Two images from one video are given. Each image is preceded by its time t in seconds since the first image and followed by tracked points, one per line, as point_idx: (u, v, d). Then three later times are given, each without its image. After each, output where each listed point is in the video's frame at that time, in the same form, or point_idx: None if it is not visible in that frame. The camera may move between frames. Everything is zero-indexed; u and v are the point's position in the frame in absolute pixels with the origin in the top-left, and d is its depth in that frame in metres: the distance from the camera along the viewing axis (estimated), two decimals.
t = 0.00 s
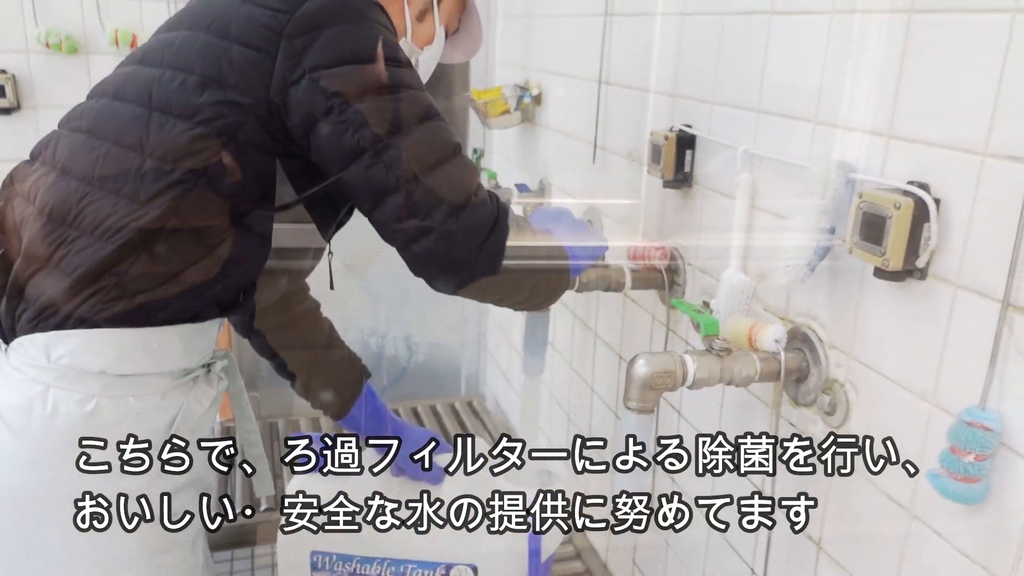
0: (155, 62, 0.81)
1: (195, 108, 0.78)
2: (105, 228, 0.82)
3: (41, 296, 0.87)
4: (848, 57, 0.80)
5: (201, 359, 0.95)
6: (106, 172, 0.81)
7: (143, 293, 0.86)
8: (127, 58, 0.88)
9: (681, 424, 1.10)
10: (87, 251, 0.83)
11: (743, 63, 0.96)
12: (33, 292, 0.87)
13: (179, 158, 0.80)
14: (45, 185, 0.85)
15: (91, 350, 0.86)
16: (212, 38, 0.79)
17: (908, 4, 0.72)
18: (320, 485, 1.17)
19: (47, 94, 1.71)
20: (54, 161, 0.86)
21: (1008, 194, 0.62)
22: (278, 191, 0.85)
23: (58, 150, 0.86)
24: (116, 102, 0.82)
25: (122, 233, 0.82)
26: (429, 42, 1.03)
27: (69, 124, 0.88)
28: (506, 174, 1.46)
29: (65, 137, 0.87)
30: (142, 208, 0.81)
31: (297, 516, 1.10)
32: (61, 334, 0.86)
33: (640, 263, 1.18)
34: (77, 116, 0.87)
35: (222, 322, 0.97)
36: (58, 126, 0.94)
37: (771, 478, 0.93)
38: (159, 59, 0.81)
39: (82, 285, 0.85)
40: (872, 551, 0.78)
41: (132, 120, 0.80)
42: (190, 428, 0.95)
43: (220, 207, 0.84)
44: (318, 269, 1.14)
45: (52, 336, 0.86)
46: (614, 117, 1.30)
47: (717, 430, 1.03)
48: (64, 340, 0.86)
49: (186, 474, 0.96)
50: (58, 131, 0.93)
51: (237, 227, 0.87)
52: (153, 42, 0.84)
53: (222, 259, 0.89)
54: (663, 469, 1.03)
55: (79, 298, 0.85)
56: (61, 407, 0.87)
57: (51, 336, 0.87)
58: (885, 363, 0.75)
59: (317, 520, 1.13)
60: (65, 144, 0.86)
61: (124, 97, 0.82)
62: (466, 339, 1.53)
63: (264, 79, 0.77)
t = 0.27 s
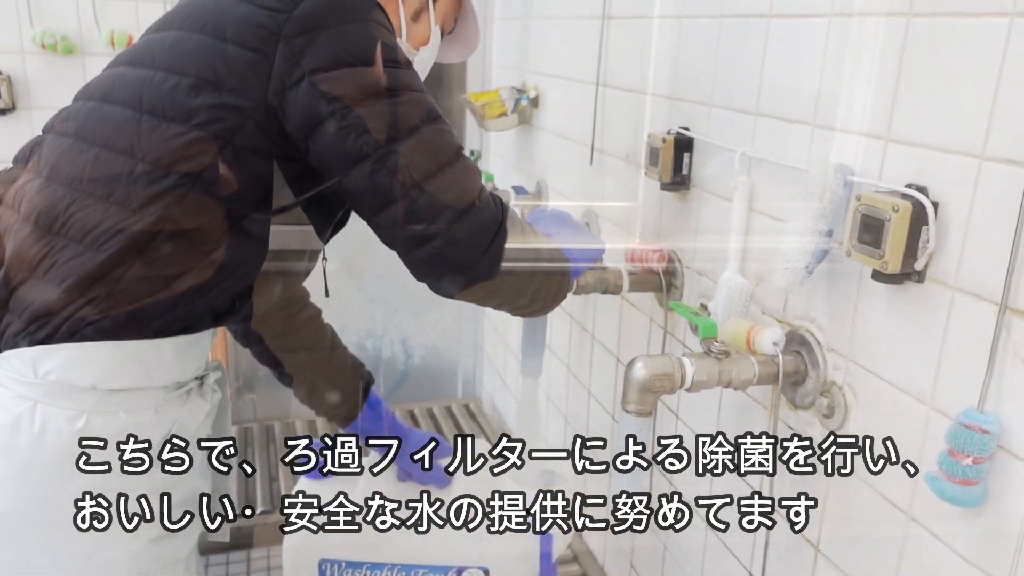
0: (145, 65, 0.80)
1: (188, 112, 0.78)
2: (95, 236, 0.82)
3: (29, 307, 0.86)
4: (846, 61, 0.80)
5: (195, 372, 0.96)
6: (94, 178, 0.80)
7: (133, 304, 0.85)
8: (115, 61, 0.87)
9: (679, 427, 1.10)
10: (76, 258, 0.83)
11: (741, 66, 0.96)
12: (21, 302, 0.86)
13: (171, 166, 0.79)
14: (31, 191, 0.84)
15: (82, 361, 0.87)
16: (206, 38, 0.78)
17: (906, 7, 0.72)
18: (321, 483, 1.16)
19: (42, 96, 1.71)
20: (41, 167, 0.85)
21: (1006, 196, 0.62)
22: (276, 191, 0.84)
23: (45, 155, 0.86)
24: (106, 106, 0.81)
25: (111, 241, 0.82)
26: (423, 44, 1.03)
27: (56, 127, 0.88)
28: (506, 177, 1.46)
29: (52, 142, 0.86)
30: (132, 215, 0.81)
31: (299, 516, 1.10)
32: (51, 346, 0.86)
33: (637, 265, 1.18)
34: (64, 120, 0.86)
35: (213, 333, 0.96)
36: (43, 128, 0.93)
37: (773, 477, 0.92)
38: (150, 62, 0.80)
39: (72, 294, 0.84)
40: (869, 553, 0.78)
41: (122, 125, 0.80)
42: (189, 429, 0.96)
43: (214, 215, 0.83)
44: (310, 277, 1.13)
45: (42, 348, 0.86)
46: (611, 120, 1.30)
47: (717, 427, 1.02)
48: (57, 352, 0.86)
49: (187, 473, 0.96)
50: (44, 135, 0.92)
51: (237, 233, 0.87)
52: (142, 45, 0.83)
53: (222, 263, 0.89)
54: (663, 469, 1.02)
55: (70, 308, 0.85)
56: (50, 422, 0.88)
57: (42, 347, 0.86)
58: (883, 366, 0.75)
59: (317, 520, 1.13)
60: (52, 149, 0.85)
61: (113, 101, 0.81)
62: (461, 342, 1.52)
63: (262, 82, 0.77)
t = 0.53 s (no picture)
0: (132, 59, 0.80)
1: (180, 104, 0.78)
2: (88, 232, 0.82)
3: (22, 305, 0.86)
4: (847, 60, 0.80)
5: (195, 368, 0.96)
6: (87, 173, 0.81)
7: (127, 300, 0.85)
8: (103, 58, 0.87)
9: (680, 425, 1.10)
10: (70, 254, 0.83)
11: (741, 65, 0.96)
12: (13, 302, 0.86)
13: (167, 160, 0.80)
14: (23, 189, 0.85)
15: (84, 357, 0.86)
16: (193, 30, 0.77)
17: (908, 5, 0.72)
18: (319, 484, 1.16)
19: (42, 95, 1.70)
20: (32, 165, 0.85)
21: (1010, 195, 0.62)
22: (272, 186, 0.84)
23: (36, 153, 0.86)
24: (94, 100, 0.81)
25: (106, 235, 0.82)
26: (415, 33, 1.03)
27: (46, 126, 0.88)
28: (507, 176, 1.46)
29: (43, 141, 0.86)
30: (125, 209, 0.81)
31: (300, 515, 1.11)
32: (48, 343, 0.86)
33: (638, 265, 1.18)
34: (54, 119, 0.87)
35: (213, 327, 0.96)
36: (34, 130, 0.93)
37: (772, 477, 0.92)
38: (136, 56, 0.80)
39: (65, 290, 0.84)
40: (871, 553, 0.78)
41: (110, 120, 0.80)
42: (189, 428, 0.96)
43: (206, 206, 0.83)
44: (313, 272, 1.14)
45: (38, 348, 0.86)
46: (612, 119, 1.30)
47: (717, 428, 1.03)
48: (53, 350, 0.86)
49: (187, 473, 0.96)
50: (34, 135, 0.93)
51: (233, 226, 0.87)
52: (128, 41, 0.83)
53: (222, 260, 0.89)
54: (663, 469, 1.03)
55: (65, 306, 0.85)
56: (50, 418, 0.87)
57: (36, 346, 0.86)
58: (885, 365, 0.75)
59: (317, 520, 1.14)
60: (43, 147, 0.85)
61: (101, 96, 0.81)
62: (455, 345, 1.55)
63: (251, 72, 0.76)
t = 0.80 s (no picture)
0: (115, 53, 0.81)
1: (161, 94, 0.77)
2: (80, 227, 0.82)
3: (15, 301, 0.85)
4: (849, 60, 0.80)
5: (196, 362, 0.94)
6: (78, 168, 0.81)
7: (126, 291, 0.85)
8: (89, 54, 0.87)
9: (682, 424, 1.10)
10: (63, 249, 0.84)
11: (744, 64, 0.96)
12: (8, 299, 0.86)
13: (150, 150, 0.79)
14: (13, 186, 0.85)
15: (80, 353, 0.86)
16: (174, 21, 0.77)
17: (911, 5, 0.72)
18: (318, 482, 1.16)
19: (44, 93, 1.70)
20: (23, 162, 0.86)
21: (1013, 194, 0.62)
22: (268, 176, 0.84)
23: (26, 150, 0.86)
24: (79, 97, 0.82)
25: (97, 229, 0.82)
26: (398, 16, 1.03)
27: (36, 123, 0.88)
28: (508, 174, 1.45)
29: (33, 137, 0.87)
30: (115, 202, 0.81)
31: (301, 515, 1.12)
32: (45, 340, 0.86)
33: (641, 263, 1.18)
34: (44, 115, 0.87)
35: (216, 321, 0.94)
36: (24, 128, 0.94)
37: (772, 477, 0.93)
38: (115, 49, 0.81)
39: (60, 285, 0.84)
40: (874, 552, 0.78)
41: (97, 114, 0.80)
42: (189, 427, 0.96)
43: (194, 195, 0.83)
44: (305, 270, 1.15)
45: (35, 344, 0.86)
46: (614, 118, 1.30)
47: (717, 429, 1.03)
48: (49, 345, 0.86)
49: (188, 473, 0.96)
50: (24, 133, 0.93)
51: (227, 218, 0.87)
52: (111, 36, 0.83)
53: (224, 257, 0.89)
54: (663, 469, 1.02)
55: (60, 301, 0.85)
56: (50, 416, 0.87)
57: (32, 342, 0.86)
58: (887, 364, 0.75)
59: (317, 520, 1.14)
60: (33, 144, 0.86)
61: (89, 90, 0.81)
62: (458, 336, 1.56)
63: (231, 58, 0.76)
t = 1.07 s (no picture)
0: (128, 60, 0.81)
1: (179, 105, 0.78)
2: (101, 233, 0.83)
3: (46, 312, 0.88)
4: (848, 70, 0.81)
5: (218, 365, 0.97)
6: (97, 175, 0.82)
7: (149, 297, 0.87)
8: (103, 63, 0.88)
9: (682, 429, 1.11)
10: (83, 255, 0.84)
11: (743, 74, 0.97)
12: (36, 310, 0.88)
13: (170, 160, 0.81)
14: (34, 196, 0.86)
15: (105, 361, 0.88)
16: (187, 29, 0.78)
17: (908, 17, 0.73)
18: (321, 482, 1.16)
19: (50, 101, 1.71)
20: (42, 172, 0.87)
21: (1006, 204, 0.63)
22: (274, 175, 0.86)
23: (45, 160, 0.88)
24: (93, 105, 0.83)
25: (119, 234, 0.83)
26: (394, 18, 1.04)
27: (53, 134, 0.89)
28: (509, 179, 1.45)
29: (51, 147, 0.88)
30: (134, 208, 0.82)
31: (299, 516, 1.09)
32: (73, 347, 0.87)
33: (641, 270, 1.19)
34: (61, 125, 0.88)
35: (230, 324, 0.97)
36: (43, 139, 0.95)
37: (771, 477, 0.94)
38: (130, 56, 0.81)
39: (85, 292, 0.86)
40: (871, 557, 0.79)
41: (114, 122, 0.81)
42: (190, 426, 0.94)
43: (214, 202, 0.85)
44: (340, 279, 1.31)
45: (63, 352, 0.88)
46: (615, 125, 1.31)
47: (717, 429, 1.04)
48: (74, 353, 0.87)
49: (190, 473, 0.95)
50: (42, 144, 0.94)
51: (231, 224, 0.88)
52: (124, 46, 0.85)
53: (228, 263, 0.91)
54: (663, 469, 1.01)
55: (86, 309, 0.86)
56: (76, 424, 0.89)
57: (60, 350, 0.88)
58: (884, 371, 0.76)
59: (317, 520, 1.14)
60: (52, 153, 0.87)
61: (105, 99, 0.82)
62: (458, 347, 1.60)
63: (245, 66, 0.77)
